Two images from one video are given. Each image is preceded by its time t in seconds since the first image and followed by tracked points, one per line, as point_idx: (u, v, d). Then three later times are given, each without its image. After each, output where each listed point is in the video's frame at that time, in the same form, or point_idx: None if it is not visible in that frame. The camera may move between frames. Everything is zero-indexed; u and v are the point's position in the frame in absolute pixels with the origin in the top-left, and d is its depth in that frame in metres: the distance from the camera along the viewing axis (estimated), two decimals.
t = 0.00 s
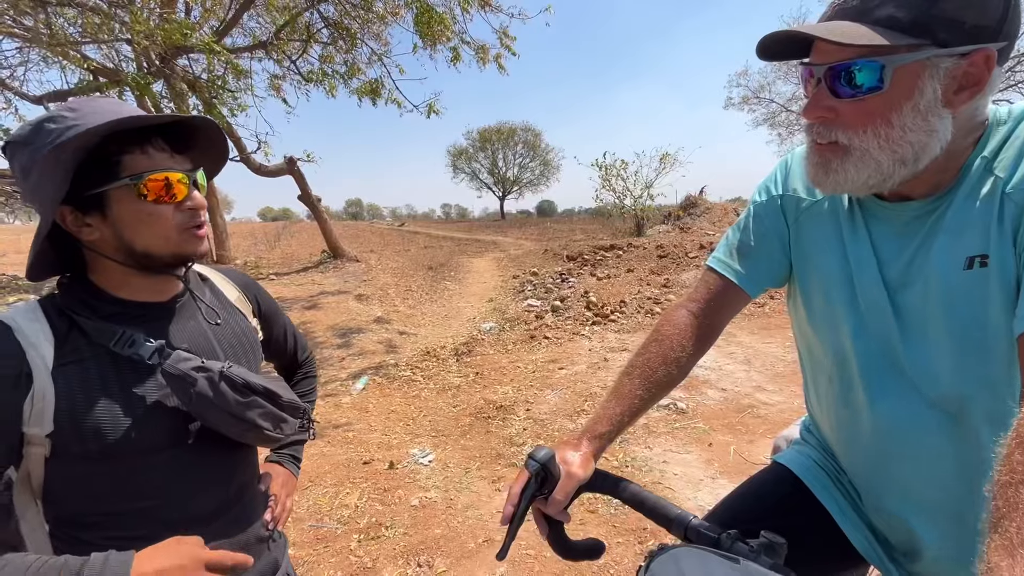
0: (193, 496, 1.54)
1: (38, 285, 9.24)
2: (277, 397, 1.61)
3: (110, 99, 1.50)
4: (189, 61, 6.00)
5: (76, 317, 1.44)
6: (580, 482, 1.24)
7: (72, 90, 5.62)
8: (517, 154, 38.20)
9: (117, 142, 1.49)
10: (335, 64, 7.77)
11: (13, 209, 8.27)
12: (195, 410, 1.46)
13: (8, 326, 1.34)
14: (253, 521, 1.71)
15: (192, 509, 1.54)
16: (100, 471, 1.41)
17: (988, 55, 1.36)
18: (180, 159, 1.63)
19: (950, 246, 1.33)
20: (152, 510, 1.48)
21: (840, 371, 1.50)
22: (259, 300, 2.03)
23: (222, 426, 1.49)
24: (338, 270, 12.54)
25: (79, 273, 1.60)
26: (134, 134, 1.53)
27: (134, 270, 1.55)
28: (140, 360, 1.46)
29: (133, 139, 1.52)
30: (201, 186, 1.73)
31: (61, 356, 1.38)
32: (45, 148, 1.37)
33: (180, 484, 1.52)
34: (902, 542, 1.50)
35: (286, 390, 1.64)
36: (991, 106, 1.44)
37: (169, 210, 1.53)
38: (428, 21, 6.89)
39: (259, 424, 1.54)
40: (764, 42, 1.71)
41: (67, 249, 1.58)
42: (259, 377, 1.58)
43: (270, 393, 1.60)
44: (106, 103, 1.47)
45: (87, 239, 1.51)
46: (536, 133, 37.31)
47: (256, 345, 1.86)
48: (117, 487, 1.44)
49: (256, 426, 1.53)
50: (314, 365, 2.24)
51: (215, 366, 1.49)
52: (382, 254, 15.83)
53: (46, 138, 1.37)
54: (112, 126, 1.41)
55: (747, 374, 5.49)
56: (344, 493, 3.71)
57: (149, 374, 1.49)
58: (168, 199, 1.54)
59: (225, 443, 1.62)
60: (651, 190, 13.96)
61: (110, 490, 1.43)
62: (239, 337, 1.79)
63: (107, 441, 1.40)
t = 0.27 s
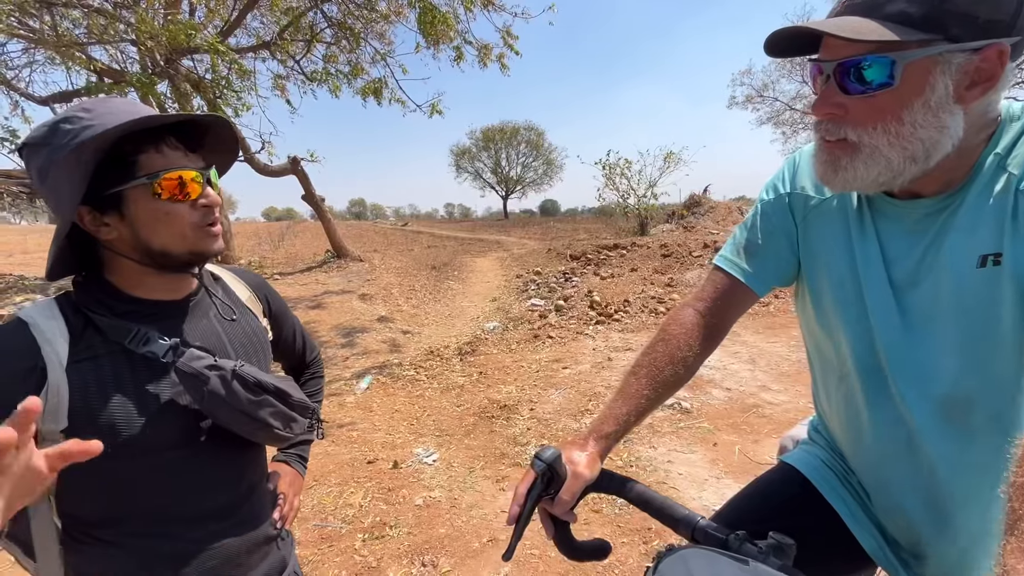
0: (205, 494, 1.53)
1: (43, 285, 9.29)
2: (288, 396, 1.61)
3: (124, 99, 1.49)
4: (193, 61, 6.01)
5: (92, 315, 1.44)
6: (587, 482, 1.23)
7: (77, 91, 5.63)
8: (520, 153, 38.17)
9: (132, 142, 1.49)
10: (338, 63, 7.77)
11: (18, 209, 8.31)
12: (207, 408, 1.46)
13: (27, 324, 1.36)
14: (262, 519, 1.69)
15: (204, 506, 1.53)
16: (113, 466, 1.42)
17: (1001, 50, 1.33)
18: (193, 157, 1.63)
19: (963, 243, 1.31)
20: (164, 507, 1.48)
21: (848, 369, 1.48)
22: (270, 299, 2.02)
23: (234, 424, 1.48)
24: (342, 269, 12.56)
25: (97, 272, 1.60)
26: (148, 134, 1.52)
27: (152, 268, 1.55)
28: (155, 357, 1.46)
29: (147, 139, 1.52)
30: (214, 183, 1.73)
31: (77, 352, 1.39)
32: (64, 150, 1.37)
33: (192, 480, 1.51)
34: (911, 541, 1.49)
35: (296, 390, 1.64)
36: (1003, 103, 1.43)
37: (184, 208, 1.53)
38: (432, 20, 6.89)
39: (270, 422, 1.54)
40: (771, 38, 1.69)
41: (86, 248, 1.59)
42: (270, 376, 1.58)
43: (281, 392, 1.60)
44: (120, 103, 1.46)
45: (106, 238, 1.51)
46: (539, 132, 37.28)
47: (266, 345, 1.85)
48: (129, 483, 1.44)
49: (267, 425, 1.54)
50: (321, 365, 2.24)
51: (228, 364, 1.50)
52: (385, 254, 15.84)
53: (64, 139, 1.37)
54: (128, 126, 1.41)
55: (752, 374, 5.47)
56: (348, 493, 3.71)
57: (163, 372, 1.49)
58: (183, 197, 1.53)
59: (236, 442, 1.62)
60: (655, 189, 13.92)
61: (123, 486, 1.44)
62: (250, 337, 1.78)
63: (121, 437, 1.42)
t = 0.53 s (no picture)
0: (216, 494, 1.53)
1: (48, 286, 9.33)
2: (298, 398, 1.60)
3: (148, 104, 1.48)
4: (197, 62, 6.02)
5: (105, 314, 1.42)
6: (592, 485, 1.22)
7: (82, 92, 5.65)
8: (523, 153, 38.15)
9: (151, 148, 1.47)
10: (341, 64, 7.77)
11: (24, 210, 8.35)
12: (219, 409, 1.46)
13: (41, 322, 1.35)
14: (272, 523, 1.69)
15: (213, 507, 1.53)
16: (124, 466, 1.41)
17: (1014, 48, 1.31)
18: (212, 165, 1.61)
19: (976, 244, 1.30)
20: (174, 507, 1.47)
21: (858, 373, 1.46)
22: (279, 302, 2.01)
23: (244, 426, 1.48)
24: (345, 270, 12.58)
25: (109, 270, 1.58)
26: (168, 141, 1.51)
27: (163, 272, 1.53)
28: (168, 357, 1.44)
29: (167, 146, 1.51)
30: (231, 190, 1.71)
31: (88, 351, 1.37)
32: (85, 153, 1.36)
33: (203, 482, 1.50)
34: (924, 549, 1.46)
35: (307, 392, 1.63)
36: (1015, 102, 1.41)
37: (198, 215, 1.51)
38: (435, 20, 6.88)
39: (279, 425, 1.53)
40: (778, 36, 1.68)
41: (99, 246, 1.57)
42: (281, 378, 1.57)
43: (291, 394, 1.59)
44: (145, 108, 1.46)
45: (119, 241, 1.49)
46: (542, 132, 37.24)
47: (275, 347, 1.84)
48: (140, 483, 1.43)
49: (277, 427, 1.53)
50: (328, 366, 2.23)
51: (239, 365, 1.49)
52: (389, 254, 15.85)
53: (85, 143, 1.36)
54: (150, 134, 1.40)
55: (756, 374, 5.44)
56: (352, 493, 3.71)
57: (175, 371, 1.47)
58: (198, 204, 1.51)
59: (248, 442, 1.60)
60: (658, 189, 13.88)
61: (134, 486, 1.42)
62: (260, 340, 1.77)
63: (132, 437, 1.40)
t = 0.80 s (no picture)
0: (222, 498, 1.52)
1: (51, 287, 9.35)
2: (303, 402, 1.60)
3: (166, 105, 1.48)
4: (198, 63, 6.03)
5: (112, 318, 1.42)
6: (596, 488, 1.21)
7: (84, 94, 5.66)
8: (524, 154, 38.15)
9: (165, 150, 1.47)
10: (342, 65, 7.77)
11: (26, 212, 8.37)
12: (223, 413, 1.45)
13: (47, 326, 1.34)
14: (278, 527, 1.69)
15: (219, 511, 1.52)
16: (130, 470, 1.41)
17: (1019, 48, 1.31)
18: (225, 168, 1.61)
19: (981, 245, 1.29)
20: (179, 511, 1.47)
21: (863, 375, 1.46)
22: (286, 303, 2.00)
23: (249, 431, 1.47)
24: (347, 271, 12.58)
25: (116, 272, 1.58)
26: (182, 143, 1.51)
27: (170, 274, 1.52)
28: (173, 361, 1.44)
29: (181, 148, 1.50)
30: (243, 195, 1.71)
31: (93, 355, 1.36)
32: (99, 153, 1.36)
33: (208, 486, 1.50)
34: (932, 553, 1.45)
35: (313, 396, 1.62)
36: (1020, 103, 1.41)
37: (207, 218, 1.51)
38: (436, 21, 6.87)
39: (285, 429, 1.53)
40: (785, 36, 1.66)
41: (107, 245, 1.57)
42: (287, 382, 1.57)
43: (296, 398, 1.59)
44: (162, 109, 1.45)
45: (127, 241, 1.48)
46: (543, 133, 37.25)
47: (281, 350, 1.84)
48: (145, 486, 1.42)
49: (282, 431, 1.52)
50: (335, 369, 2.21)
51: (245, 370, 1.48)
52: (390, 255, 15.85)
53: (101, 141, 1.37)
54: (165, 137, 1.39)
55: (759, 375, 5.43)
56: (354, 495, 3.70)
57: (179, 376, 1.47)
58: (208, 208, 1.51)
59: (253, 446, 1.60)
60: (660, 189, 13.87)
61: (139, 489, 1.42)
62: (266, 343, 1.77)
63: (137, 441, 1.40)
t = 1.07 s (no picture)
0: (217, 506, 1.50)
1: (45, 291, 9.28)
2: (302, 408, 1.56)
3: (159, 105, 1.46)
4: (194, 65, 6.01)
5: (105, 322, 1.40)
6: (599, 493, 1.19)
7: (79, 96, 5.62)
8: (521, 156, 38.18)
9: (158, 151, 1.45)
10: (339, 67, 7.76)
11: (20, 216, 8.31)
12: (219, 420, 1.40)
13: (38, 331, 1.32)
14: (275, 536, 1.66)
15: (214, 519, 1.50)
16: (123, 478, 1.39)
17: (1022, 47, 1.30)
18: (220, 169, 1.59)
19: (985, 246, 1.28)
20: (173, 519, 1.44)
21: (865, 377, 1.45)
22: (285, 306, 1.98)
23: (246, 437, 1.43)
24: (344, 273, 12.54)
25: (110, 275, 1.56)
26: (176, 144, 1.50)
27: (164, 277, 1.50)
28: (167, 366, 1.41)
29: (174, 148, 1.49)
30: (239, 197, 1.69)
31: (84, 360, 1.34)
32: (90, 154, 1.34)
33: (203, 493, 1.48)
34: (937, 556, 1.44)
35: (311, 401, 1.59)
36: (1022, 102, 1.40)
37: (202, 220, 1.49)
38: (434, 23, 6.86)
39: (282, 436, 1.49)
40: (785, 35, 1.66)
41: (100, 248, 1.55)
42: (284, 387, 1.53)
43: (294, 403, 1.55)
44: (154, 109, 1.43)
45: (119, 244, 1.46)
46: (540, 135, 37.28)
47: (280, 352, 1.82)
48: (138, 494, 1.40)
49: (279, 437, 1.48)
50: (336, 372, 2.19)
51: (241, 375, 1.44)
52: (387, 257, 15.82)
53: (94, 143, 1.35)
54: (157, 136, 1.37)
55: (757, 376, 5.42)
56: (352, 499, 3.67)
57: (173, 382, 1.45)
58: (203, 209, 1.49)
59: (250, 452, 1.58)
60: (657, 190, 13.88)
61: (132, 497, 1.40)
62: (264, 345, 1.75)
63: (130, 449, 1.38)
